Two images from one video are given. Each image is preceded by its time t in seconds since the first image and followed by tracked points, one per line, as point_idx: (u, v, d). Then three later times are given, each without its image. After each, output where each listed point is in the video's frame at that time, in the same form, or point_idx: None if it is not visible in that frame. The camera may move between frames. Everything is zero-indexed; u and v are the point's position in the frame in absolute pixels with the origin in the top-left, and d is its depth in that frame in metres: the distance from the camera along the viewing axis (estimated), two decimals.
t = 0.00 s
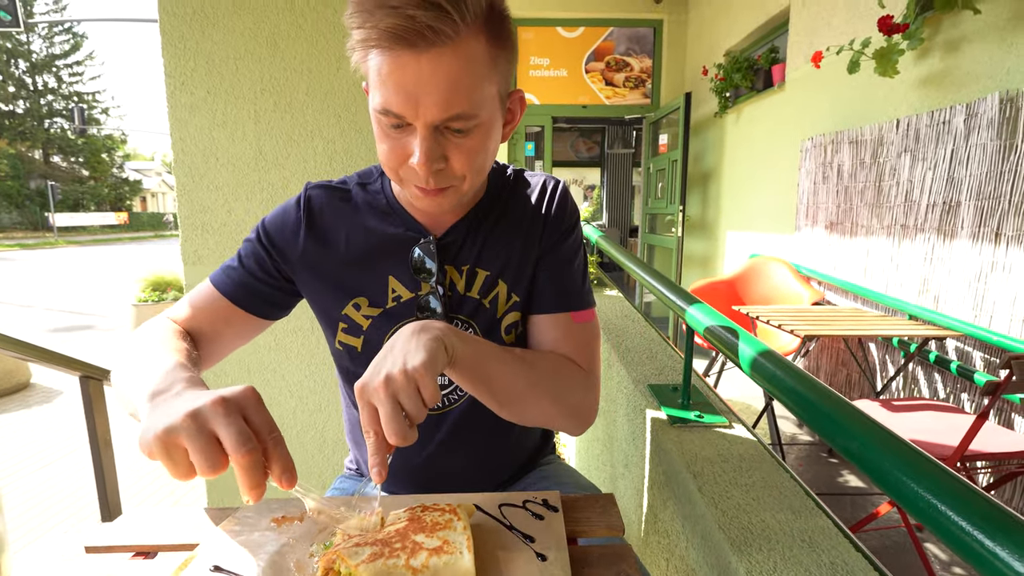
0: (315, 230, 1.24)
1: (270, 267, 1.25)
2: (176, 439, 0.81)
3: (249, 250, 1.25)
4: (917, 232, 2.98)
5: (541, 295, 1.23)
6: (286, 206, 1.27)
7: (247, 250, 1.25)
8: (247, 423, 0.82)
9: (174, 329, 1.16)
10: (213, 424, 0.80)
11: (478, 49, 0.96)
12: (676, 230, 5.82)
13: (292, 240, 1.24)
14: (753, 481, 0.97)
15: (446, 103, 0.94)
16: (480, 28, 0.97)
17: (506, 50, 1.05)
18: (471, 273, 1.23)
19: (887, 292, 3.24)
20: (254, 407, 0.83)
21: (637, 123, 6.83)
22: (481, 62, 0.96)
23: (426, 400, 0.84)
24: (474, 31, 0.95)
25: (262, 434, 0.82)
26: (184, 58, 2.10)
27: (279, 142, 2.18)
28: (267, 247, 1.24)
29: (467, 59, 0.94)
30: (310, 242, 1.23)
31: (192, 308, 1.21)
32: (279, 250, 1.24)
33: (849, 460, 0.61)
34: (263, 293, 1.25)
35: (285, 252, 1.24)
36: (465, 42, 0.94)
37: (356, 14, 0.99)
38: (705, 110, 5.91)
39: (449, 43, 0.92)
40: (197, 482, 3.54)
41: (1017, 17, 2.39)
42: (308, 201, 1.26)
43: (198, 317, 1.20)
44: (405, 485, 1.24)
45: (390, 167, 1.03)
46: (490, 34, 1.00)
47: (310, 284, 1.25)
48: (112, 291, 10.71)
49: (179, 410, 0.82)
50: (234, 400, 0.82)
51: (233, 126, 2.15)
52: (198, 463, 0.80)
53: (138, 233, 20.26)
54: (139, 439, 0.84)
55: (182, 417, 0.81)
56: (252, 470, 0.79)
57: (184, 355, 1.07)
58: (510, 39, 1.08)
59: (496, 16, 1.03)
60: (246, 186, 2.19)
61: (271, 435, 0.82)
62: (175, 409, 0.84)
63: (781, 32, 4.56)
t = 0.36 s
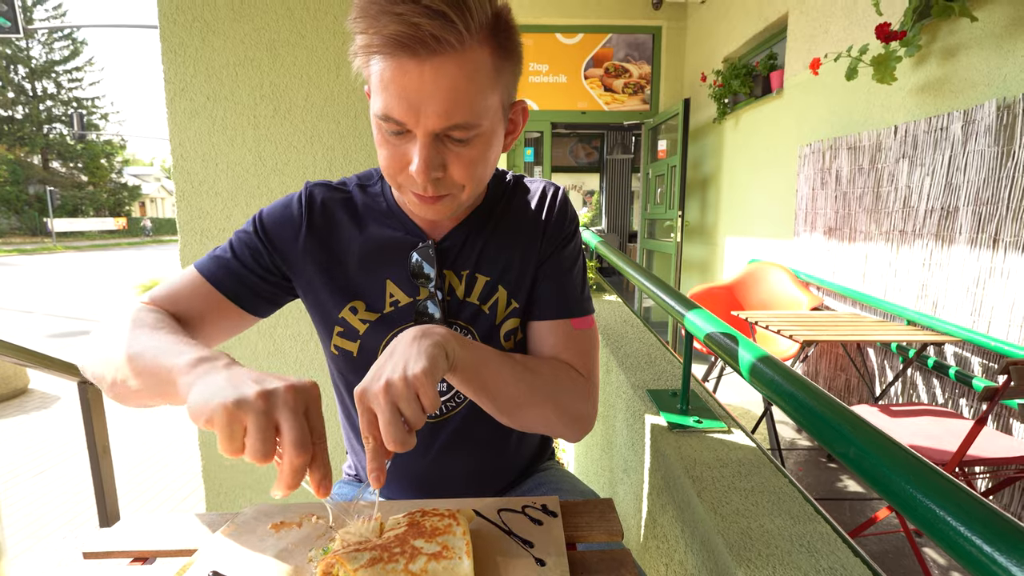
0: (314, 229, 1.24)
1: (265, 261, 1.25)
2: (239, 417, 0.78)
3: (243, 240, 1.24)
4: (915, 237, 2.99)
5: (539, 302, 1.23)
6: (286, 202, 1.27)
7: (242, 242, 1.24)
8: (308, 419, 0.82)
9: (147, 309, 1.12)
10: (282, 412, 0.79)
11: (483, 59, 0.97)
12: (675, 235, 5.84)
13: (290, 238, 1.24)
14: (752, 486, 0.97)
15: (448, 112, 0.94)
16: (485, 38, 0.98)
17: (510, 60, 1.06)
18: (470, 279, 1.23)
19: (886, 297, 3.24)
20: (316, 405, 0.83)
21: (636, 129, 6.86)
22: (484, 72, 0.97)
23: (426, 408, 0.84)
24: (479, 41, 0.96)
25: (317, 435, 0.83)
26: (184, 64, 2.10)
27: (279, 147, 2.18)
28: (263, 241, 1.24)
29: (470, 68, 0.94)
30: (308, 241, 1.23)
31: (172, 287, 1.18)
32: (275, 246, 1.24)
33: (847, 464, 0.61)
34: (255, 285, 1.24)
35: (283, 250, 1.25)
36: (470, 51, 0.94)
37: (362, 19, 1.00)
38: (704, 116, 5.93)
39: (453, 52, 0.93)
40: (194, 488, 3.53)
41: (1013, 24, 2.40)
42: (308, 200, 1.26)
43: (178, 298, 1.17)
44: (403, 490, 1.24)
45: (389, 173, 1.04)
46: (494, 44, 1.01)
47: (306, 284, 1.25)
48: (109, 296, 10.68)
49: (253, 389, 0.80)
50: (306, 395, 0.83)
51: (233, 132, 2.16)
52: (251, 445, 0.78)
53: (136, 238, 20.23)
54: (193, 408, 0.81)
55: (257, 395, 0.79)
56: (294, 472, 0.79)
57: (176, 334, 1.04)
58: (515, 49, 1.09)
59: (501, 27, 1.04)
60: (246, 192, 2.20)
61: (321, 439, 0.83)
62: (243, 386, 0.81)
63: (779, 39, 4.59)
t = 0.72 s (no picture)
0: (313, 233, 1.24)
1: (263, 269, 1.25)
2: (202, 455, 0.77)
3: (240, 248, 1.24)
4: (918, 236, 2.98)
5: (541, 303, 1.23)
6: (284, 207, 1.27)
7: (239, 250, 1.24)
8: (274, 443, 0.81)
9: (158, 324, 1.16)
10: (243, 442, 0.78)
11: (487, 61, 0.96)
12: (676, 234, 5.83)
13: (289, 244, 1.24)
14: (755, 487, 0.96)
15: (450, 114, 0.94)
16: (490, 40, 0.98)
17: (515, 62, 1.06)
18: (472, 280, 1.23)
19: (889, 296, 3.23)
20: (279, 428, 0.82)
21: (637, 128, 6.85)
22: (488, 74, 0.96)
23: (431, 411, 0.84)
24: (484, 43, 0.96)
25: (286, 457, 0.82)
26: (185, 66, 2.11)
27: (280, 148, 2.18)
28: (262, 249, 1.24)
29: (474, 70, 0.94)
30: (307, 245, 1.23)
31: (178, 301, 1.21)
32: (273, 253, 1.25)
33: (851, 467, 0.61)
34: (253, 295, 1.25)
35: (281, 256, 1.25)
36: (474, 53, 0.94)
37: (366, 18, 1.00)
38: (705, 115, 5.92)
39: (457, 54, 0.92)
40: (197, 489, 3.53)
41: (1016, 22, 2.40)
42: (307, 204, 1.26)
43: (182, 313, 1.20)
44: (406, 492, 1.24)
45: (391, 175, 1.03)
46: (499, 47, 1.01)
47: (306, 289, 1.25)
48: (112, 297, 10.71)
49: (211, 423, 0.79)
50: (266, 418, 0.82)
51: (234, 133, 2.16)
52: (218, 480, 0.77)
53: (139, 239, 20.28)
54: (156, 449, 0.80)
55: (215, 431, 0.78)
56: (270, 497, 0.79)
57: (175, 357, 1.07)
58: (519, 51, 1.09)
59: (507, 29, 1.04)
60: (247, 192, 2.20)
61: (291, 458, 0.82)
62: (202, 422, 0.80)
63: (780, 37, 4.58)
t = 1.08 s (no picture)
0: (308, 237, 1.24)
1: (260, 274, 1.26)
2: (176, 477, 0.77)
3: (236, 254, 1.25)
4: (919, 235, 2.98)
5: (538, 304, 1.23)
6: (278, 212, 1.27)
7: (236, 257, 1.25)
8: (248, 459, 0.79)
9: (155, 334, 1.17)
10: (215, 461, 0.77)
11: (476, 58, 0.97)
12: (677, 235, 5.83)
13: (284, 249, 1.24)
14: (757, 488, 0.96)
15: (441, 111, 0.94)
16: (479, 37, 0.98)
17: (505, 59, 1.06)
18: (468, 282, 1.23)
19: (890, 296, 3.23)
20: (255, 444, 0.81)
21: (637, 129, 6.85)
22: (478, 71, 0.97)
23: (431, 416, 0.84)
24: (472, 40, 0.96)
25: (263, 473, 0.80)
26: (185, 69, 2.11)
27: (280, 151, 2.19)
28: (257, 255, 1.25)
29: (464, 67, 0.94)
30: (302, 249, 1.23)
31: (176, 310, 1.22)
32: (269, 259, 1.25)
33: (852, 466, 0.60)
34: (251, 301, 1.26)
35: (276, 260, 1.25)
36: (463, 50, 0.94)
37: (355, 18, 1.00)
38: (705, 116, 5.92)
39: (446, 51, 0.93)
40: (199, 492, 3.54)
41: (1017, 20, 2.39)
42: (302, 208, 1.26)
43: (180, 322, 1.21)
44: (407, 495, 1.24)
45: (385, 175, 1.03)
46: (489, 44, 1.01)
47: (302, 293, 1.25)
48: (114, 300, 10.75)
49: (183, 444, 0.78)
50: (239, 435, 0.80)
51: (234, 136, 2.17)
52: (195, 500, 0.77)
53: (141, 241, 20.36)
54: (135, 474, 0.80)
55: (186, 451, 0.77)
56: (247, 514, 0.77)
57: (171, 370, 1.07)
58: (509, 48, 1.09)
59: (496, 26, 1.04)
60: (249, 195, 2.20)
61: (269, 474, 0.81)
62: (176, 442, 0.80)
63: (780, 37, 4.58)
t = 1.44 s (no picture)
0: (307, 239, 1.24)
1: (262, 277, 1.26)
2: (160, 487, 0.76)
3: (238, 258, 1.25)
4: (921, 234, 2.97)
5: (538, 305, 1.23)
6: (278, 214, 1.27)
7: (238, 260, 1.25)
8: (231, 469, 0.77)
9: (159, 340, 1.17)
10: (200, 472, 0.76)
11: (457, 59, 0.96)
12: (678, 234, 5.82)
13: (284, 251, 1.24)
14: (758, 488, 0.96)
15: (426, 113, 0.94)
16: (457, 36, 0.97)
17: (487, 55, 1.05)
18: (467, 282, 1.23)
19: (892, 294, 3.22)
20: (241, 454, 0.78)
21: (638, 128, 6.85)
22: (460, 71, 0.96)
23: (435, 418, 0.84)
24: (451, 40, 0.95)
25: (248, 482, 0.78)
26: (186, 71, 2.11)
27: (281, 152, 2.19)
28: (259, 258, 1.25)
29: (444, 69, 0.94)
30: (302, 251, 1.23)
31: (181, 316, 1.22)
32: (270, 261, 1.25)
33: (853, 465, 0.60)
34: (254, 304, 1.26)
35: (275, 263, 1.25)
36: (441, 52, 0.94)
37: (334, 29, 1.00)
38: (706, 115, 5.92)
39: (424, 56, 0.92)
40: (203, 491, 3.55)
41: (1018, 18, 2.39)
42: (300, 210, 1.26)
43: (184, 326, 1.21)
44: (409, 496, 1.24)
45: (380, 178, 1.04)
46: (469, 42, 1.00)
47: (303, 295, 1.25)
48: (116, 301, 10.78)
49: (166, 455, 0.77)
50: (222, 444, 0.78)
51: (235, 138, 2.17)
52: (181, 511, 0.76)
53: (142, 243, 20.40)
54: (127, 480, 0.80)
55: (168, 463, 0.76)
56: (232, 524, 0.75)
57: (171, 379, 1.06)
58: (493, 44, 1.08)
59: (475, 20, 1.03)
60: (250, 197, 2.21)
61: (256, 481, 0.78)
62: (163, 452, 0.79)
63: (780, 36, 4.58)
